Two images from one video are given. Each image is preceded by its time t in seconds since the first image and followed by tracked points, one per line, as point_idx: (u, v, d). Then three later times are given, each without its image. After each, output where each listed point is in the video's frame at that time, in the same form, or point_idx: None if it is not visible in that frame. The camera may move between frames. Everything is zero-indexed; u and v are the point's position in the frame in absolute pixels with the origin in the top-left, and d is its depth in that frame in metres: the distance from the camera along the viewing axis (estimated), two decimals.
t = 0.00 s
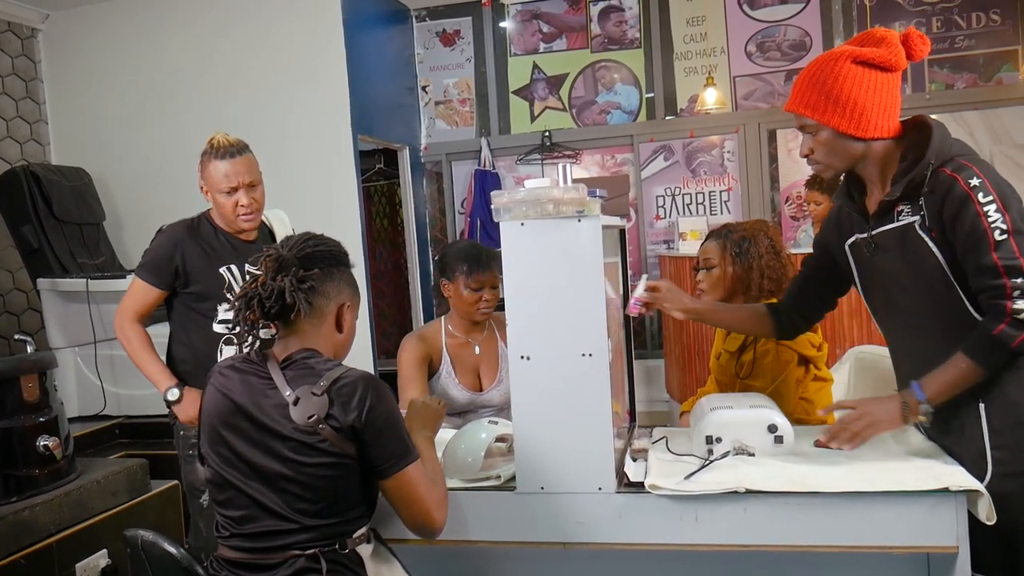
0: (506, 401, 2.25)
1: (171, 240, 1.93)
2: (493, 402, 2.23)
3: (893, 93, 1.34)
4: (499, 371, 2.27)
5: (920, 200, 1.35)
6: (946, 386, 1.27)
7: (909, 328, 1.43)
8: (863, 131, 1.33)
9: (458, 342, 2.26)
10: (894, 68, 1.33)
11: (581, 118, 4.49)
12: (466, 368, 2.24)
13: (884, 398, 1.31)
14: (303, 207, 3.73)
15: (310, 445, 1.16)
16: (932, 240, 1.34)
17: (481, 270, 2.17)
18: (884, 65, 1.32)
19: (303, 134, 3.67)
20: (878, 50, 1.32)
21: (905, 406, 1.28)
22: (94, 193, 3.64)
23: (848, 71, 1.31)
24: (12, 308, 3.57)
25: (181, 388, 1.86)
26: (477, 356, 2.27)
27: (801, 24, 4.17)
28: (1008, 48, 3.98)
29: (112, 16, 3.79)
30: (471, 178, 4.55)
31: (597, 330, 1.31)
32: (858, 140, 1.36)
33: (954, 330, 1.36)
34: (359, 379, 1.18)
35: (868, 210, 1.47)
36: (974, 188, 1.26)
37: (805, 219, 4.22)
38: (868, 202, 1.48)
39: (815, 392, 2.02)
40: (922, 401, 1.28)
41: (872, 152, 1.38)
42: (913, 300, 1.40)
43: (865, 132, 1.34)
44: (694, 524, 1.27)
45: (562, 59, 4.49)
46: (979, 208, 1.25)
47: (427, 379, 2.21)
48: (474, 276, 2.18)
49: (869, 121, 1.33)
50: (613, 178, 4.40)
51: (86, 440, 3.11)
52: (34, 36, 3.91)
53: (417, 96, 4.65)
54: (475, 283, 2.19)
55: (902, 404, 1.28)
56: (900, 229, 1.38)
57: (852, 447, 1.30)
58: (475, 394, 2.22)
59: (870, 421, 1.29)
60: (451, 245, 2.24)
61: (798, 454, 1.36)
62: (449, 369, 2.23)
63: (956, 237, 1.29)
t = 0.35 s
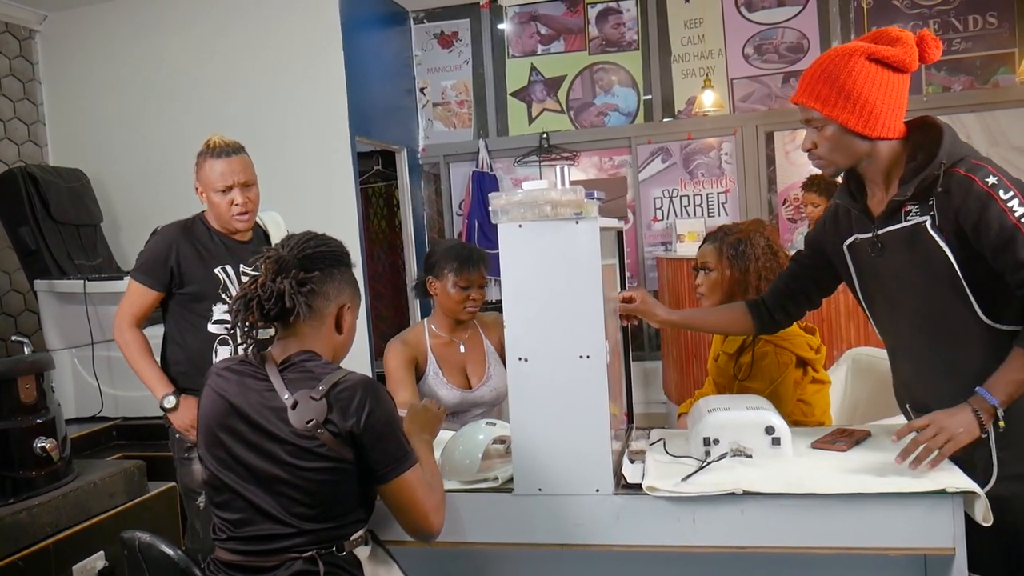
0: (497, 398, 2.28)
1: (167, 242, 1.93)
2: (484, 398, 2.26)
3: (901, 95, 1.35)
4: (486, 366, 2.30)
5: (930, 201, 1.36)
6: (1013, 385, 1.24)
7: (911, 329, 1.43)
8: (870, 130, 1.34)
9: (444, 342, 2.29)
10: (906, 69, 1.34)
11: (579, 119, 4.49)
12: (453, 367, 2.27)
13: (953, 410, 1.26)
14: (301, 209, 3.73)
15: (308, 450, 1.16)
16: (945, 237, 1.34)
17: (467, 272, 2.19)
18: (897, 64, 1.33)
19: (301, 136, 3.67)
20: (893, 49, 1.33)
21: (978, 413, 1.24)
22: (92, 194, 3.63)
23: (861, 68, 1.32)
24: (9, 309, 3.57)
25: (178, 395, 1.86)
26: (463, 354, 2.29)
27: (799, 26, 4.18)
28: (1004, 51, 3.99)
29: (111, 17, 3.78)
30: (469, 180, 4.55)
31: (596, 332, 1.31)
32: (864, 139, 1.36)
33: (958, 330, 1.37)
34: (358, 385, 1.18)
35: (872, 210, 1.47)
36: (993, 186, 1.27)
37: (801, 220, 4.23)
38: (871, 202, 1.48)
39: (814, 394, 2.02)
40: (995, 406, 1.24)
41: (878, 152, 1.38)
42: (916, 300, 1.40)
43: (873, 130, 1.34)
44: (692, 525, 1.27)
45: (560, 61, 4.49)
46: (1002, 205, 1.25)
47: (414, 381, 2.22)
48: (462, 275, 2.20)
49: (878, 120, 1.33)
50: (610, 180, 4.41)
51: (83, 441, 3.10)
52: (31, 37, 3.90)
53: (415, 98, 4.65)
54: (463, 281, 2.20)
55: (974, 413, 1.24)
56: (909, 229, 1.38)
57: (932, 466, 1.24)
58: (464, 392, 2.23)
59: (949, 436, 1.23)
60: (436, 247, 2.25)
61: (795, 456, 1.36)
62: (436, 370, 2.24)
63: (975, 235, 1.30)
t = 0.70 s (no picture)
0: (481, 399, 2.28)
1: (161, 237, 1.90)
2: (468, 397, 2.26)
3: (907, 95, 1.36)
4: (469, 367, 2.30)
5: (930, 202, 1.36)
6: (1006, 385, 1.25)
7: (908, 329, 1.44)
8: (874, 127, 1.34)
9: (425, 343, 2.29)
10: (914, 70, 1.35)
11: (574, 121, 4.50)
12: (436, 368, 2.27)
13: (945, 408, 1.26)
14: (296, 210, 3.72)
15: (303, 452, 1.16)
16: (945, 238, 1.35)
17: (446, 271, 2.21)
18: (906, 64, 1.34)
19: (297, 137, 3.67)
20: (903, 48, 1.34)
21: (971, 412, 1.25)
22: (86, 194, 3.63)
23: (870, 65, 1.32)
24: (2, 310, 3.56)
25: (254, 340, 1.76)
26: (444, 355, 2.30)
27: (794, 28, 4.19)
28: (998, 54, 4.01)
29: (106, 17, 3.78)
30: (465, 181, 4.56)
31: (590, 332, 1.31)
32: (868, 136, 1.36)
33: (952, 330, 1.37)
34: (352, 386, 1.18)
35: (872, 210, 1.48)
36: (993, 189, 1.28)
37: (796, 222, 4.24)
38: (871, 202, 1.49)
39: (808, 396, 2.05)
40: (987, 406, 1.25)
41: (881, 150, 1.38)
42: (912, 301, 1.41)
43: (877, 128, 1.34)
44: (686, 526, 1.28)
45: (556, 63, 4.50)
46: (1002, 207, 1.26)
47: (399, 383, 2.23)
48: (440, 276, 2.21)
49: (882, 118, 1.34)
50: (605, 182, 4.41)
51: (77, 442, 3.10)
52: (26, 37, 3.89)
53: (411, 100, 4.65)
54: (441, 284, 2.22)
55: (966, 412, 1.25)
56: (909, 229, 1.38)
57: (920, 462, 1.25)
58: (448, 393, 2.24)
59: (941, 434, 1.23)
60: (417, 250, 2.27)
61: (789, 457, 1.37)
62: (419, 372, 2.25)
63: (972, 236, 1.31)
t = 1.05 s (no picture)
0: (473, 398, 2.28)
1: (156, 241, 1.89)
2: (459, 396, 2.25)
3: (911, 96, 1.38)
4: (460, 367, 2.31)
5: (931, 202, 1.37)
6: (1000, 385, 1.25)
7: (902, 328, 1.44)
8: (878, 125, 1.36)
9: (415, 344, 2.30)
10: (921, 72, 1.37)
11: (566, 123, 4.51)
12: (426, 368, 2.27)
13: (940, 404, 1.27)
14: (289, 211, 3.72)
15: (293, 454, 1.16)
16: (945, 238, 1.35)
17: (441, 270, 2.24)
18: (914, 66, 1.36)
19: (289, 138, 3.66)
20: (914, 49, 1.36)
21: (966, 408, 1.25)
22: (77, 195, 3.61)
23: (880, 62, 1.34)
24: None
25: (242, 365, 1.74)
26: (434, 355, 2.30)
27: (784, 31, 4.21)
28: (987, 57, 4.04)
29: (97, 18, 3.77)
30: (457, 183, 4.56)
31: (583, 334, 1.32)
32: (871, 133, 1.38)
33: (947, 329, 1.38)
34: (342, 385, 1.19)
35: (872, 209, 1.48)
36: (995, 190, 1.28)
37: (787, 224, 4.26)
38: (872, 201, 1.49)
39: (801, 398, 2.04)
40: (982, 404, 1.25)
41: (883, 148, 1.40)
42: (906, 299, 1.42)
43: (881, 126, 1.36)
44: (678, 526, 1.28)
45: (548, 65, 4.51)
46: (1003, 209, 1.27)
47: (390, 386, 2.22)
48: (435, 274, 2.24)
49: (887, 117, 1.36)
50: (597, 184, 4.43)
51: (67, 444, 3.08)
52: (16, 37, 3.88)
53: (403, 101, 4.66)
54: (435, 281, 2.24)
55: (961, 409, 1.25)
56: (909, 228, 1.39)
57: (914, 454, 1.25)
58: (440, 392, 2.23)
59: (935, 429, 1.24)
60: (402, 251, 2.28)
61: (780, 457, 1.38)
62: (410, 373, 2.24)
63: (971, 237, 1.31)
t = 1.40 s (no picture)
0: (467, 395, 2.27)
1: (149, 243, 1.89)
2: (453, 395, 2.25)
3: (923, 96, 1.39)
4: (455, 365, 2.30)
5: (942, 202, 1.37)
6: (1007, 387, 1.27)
7: (904, 327, 1.45)
8: (889, 123, 1.36)
9: (408, 343, 2.30)
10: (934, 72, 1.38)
11: (561, 124, 4.52)
12: (419, 367, 2.27)
13: (949, 405, 1.28)
14: (282, 212, 3.71)
15: (287, 454, 1.16)
16: (955, 239, 1.36)
17: (435, 267, 2.25)
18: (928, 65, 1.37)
19: (284, 139, 3.66)
20: (928, 49, 1.37)
21: (974, 409, 1.26)
22: (70, 194, 3.60)
23: (894, 60, 1.35)
24: None
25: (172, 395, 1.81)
26: (428, 354, 2.30)
27: (777, 33, 4.23)
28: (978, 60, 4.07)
29: (91, 18, 3.75)
30: (451, 183, 4.56)
31: (577, 335, 1.32)
32: (881, 131, 1.39)
33: (951, 330, 1.38)
34: (338, 387, 1.19)
35: (881, 208, 1.49)
36: (1008, 193, 1.29)
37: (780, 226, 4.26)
38: (880, 199, 1.50)
39: (796, 399, 2.07)
40: (989, 405, 1.27)
41: (893, 147, 1.40)
42: (909, 298, 1.43)
43: (892, 125, 1.37)
44: (671, 527, 1.29)
45: (542, 66, 4.51)
46: (1016, 211, 1.28)
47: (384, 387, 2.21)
48: (428, 273, 2.24)
49: (898, 115, 1.36)
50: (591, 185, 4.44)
51: (59, 445, 3.07)
52: (9, 37, 3.86)
53: (397, 101, 4.66)
54: (430, 279, 2.24)
55: (969, 409, 1.26)
56: (920, 228, 1.40)
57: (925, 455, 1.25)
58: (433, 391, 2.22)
59: (944, 429, 1.25)
60: (395, 251, 2.28)
61: (773, 458, 1.39)
62: (403, 374, 2.23)
63: (982, 239, 1.32)
